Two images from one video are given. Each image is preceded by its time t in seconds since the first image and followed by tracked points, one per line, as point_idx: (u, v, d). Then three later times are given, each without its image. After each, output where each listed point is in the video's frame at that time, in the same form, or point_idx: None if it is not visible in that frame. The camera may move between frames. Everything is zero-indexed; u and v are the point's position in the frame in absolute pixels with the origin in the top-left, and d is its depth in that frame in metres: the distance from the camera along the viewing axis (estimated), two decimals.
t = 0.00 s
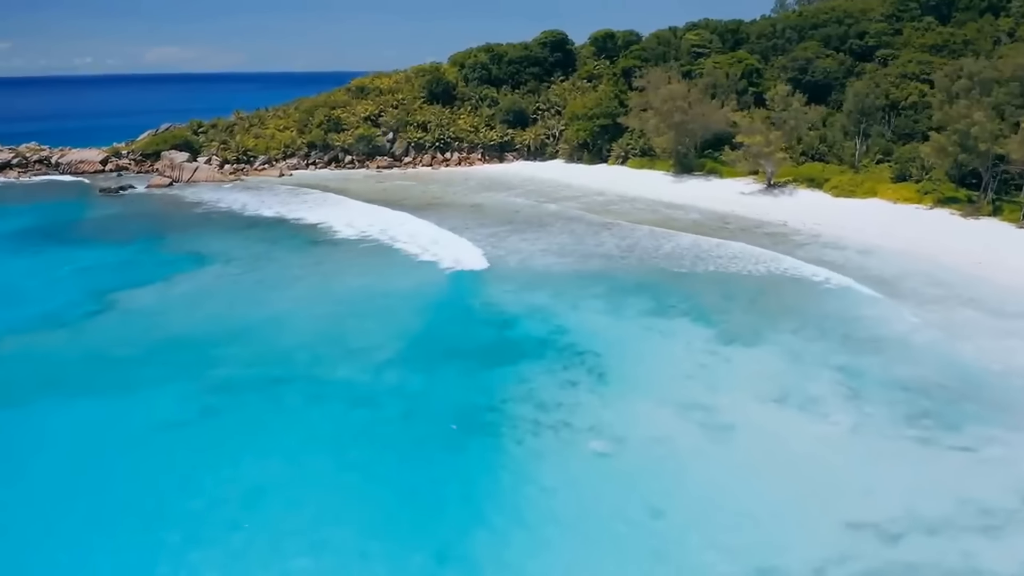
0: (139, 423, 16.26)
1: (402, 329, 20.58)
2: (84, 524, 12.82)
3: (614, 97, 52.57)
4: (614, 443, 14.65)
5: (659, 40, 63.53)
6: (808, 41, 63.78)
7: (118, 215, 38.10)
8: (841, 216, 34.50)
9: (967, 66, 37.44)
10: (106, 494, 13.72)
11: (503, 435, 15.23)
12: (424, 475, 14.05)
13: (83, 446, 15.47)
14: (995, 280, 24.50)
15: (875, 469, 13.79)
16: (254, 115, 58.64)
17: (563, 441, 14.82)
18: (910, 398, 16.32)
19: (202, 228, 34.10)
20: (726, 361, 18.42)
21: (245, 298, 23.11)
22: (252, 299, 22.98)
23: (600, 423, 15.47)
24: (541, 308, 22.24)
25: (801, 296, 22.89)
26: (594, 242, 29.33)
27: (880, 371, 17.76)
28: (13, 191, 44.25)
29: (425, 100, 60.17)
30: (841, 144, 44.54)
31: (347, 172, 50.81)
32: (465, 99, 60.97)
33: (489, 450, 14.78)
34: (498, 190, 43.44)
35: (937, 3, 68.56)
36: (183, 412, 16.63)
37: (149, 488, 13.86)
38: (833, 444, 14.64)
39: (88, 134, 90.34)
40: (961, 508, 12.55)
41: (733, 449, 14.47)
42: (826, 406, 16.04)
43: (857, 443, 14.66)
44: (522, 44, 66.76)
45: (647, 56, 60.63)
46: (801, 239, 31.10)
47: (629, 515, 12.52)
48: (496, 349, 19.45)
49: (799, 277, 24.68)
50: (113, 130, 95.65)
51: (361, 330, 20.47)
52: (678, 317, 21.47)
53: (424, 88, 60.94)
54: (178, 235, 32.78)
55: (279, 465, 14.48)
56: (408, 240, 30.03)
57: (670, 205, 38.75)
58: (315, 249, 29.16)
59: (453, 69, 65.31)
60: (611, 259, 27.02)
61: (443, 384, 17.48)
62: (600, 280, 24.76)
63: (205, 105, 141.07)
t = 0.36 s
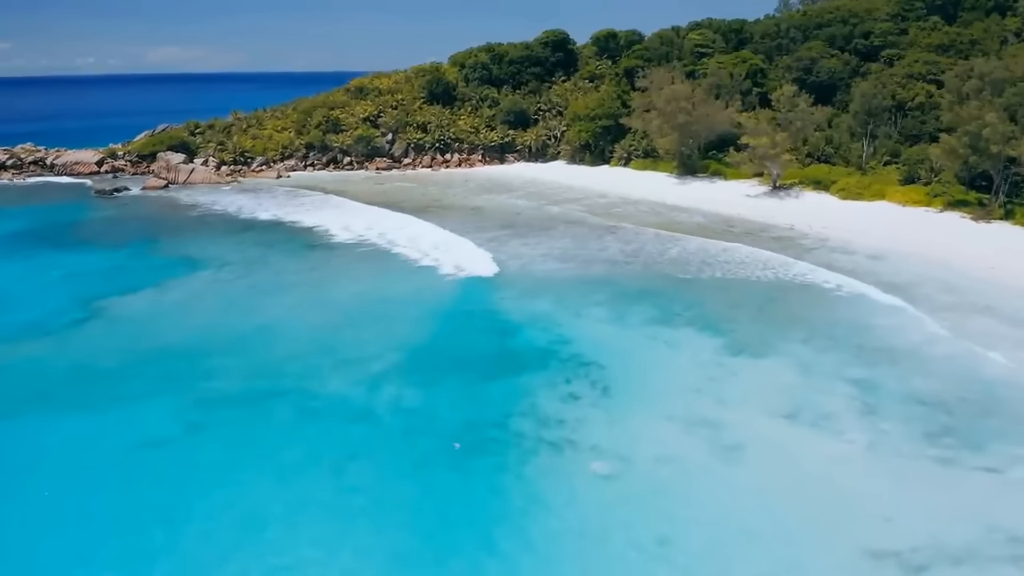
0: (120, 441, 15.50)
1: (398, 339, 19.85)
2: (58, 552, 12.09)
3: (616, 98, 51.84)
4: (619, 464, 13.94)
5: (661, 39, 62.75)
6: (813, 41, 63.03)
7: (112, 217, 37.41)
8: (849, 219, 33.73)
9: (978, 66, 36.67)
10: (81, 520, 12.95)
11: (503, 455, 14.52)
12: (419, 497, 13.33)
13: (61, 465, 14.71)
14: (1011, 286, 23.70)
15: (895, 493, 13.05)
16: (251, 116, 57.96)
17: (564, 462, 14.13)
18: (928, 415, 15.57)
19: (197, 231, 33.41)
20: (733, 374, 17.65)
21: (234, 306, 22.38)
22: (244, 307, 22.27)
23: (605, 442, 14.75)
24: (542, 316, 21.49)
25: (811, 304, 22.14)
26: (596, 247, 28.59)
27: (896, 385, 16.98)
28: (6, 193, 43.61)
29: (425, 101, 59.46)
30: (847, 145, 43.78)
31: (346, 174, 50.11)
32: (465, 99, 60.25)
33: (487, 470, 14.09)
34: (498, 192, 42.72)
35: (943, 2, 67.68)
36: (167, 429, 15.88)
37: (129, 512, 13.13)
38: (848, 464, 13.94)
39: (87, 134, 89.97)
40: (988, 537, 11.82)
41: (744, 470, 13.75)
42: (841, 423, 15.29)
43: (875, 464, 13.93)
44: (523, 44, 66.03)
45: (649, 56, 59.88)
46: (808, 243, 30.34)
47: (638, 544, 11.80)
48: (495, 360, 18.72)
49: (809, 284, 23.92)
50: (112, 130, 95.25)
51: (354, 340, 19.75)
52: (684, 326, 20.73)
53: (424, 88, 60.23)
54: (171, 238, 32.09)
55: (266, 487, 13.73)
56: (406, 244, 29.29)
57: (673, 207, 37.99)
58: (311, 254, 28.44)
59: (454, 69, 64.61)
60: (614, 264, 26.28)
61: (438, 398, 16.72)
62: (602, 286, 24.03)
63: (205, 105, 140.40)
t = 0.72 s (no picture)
0: (104, 457, 14.88)
1: (394, 348, 19.25)
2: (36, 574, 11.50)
3: (619, 98, 51.24)
4: (624, 482, 13.37)
5: (664, 39, 62.14)
6: (817, 41, 62.47)
7: (106, 220, 36.83)
8: (856, 222, 33.07)
9: (987, 66, 36.05)
10: (62, 540, 12.35)
11: (504, 473, 13.93)
12: (416, 516, 12.75)
13: (42, 481, 14.11)
14: None
15: (911, 515, 12.44)
16: (249, 116, 57.41)
17: (567, 480, 13.56)
18: (945, 431, 14.93)
19: (191, 235, 32.81)
20: (741, 386, 17.06)
21: (226, 313, 21.78)
22: (237, 314, 21.70)
23: (608, 459, 14.18)
24: (543, 324, 20.89)
25: (820, 312, 21.49)
26: (599, 252, 27.98)
27: (911, 398, 16.35)
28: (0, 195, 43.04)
29: (425, 101, 58.87)
30: (853, 147, 43.10)
31: (344, 175, 49.49)
32: (465, 100, 59.66)
33: (486, 489, 13.51)
34: (499, 194, 42.15)
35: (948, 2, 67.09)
36: (153, 443, 15.27)
37: (112, 532, 12.55)
38: (863, 483, 13.33)
39: (88, 134, 89.67)
40: (1011, 562, 11.24)
41: (754, 490, 13.15)
42: (854, 439, 14.67)
43: (891, 483, 13.31)
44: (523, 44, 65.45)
45: (651, 57, 59.27)
46: (815, 248, 29.70)
47: (644, 570, 11.23)
48: (495, 371, 18.14)
49: (818, 290, 23.26)
50: (112, 130, 94.91)
51: (349, 349, 19.15)
52: (690, 335, 20.12)
53: (423, 89, 59.65)
54: (165, 242, 31.49)
55: (255, 506, 13.13)
56: (404, 248, 28.66)
57: (676, 210, 37.38)
58: (307, 258, 27.82)
59: (454, 70, 64.11)
60: (617, 269, 25.66)
61: (436, 411, 16.14)
62: (605, 292, 23.41)
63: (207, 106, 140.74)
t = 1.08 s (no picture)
0: (84, 476, 14.17)
1: (391, 359, 18.56)
2: None
3: (621, 99, 50.58)
4: (631, 506, 12.68)
5: (666, 39, 61.48)
6: (821, 41, 61.85)
7: (99, 223, 36.19)
8: (864, 226, 32.39)
9: (998, 66, 35.31)
10: (35, 565, 11.62)
11: (505, 494, 13.23)
12: (410, 540, 12.04)
13: (18, 499, 13.39)
14: None
15: (935, 542, 11.73)
16: (247, 118, 56.80)
17: (571, 503, 12.86)
18: (966, 449, 14.24)
19: (185, 239, 32.15)
20: (751, 400, 16.35)
21: (217, 322, 21.12)
22: (229, 322, 21.04)
23: (614, 480, 13.49)
24: (545, 333, 20.22)
25: (831, 320, 20.83)
26: (602, 257, 27.31)
27: (928, 413, 15.66)
28: None
29: (424, 102, 58.23)
30: (859, 148, 42.47)
31: (342, 177, 48.85)
32: (465, 100, 59.00)
33: (485, 511, 12.82)
34: (499, 197, 41.48)
35: (953, 2, 66.45)
36: (136, 460, 14.58)
37: (89, 557, 11.82)
38: (882, 506, 12.62)
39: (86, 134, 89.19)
40: None
41: (769, 514, 12.45)
42: (872, 458, 13.99)
43: (912, 505, 12.62)
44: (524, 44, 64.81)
45: (654, 57, 58.62)
46: (824, 252, 29.03)
47: None
48: (496, 383, 17.45)
49: (828, 297, 22.59)
50: (110, 131, 94.43)
51: (343, 360, 18.47)
52: (696, 345, 19.44)
53: (423, 89, 58.97)
54: (157, 246, 30.83)
55: (241, 529, 12.43)
56: (401, 253, 27.99)
57: (679, 213, 36.68)
58: (302, 263, 27.14)
59: (454, 70, 63.50)
60: (620, 275, 24.99)
61: (434, 427, 15.45)
62: (609, 299, 22.74)
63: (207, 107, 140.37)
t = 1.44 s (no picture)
0: (65, 495, 13.55)
1: (387, 369, 17.96)
2: None
3: (622, 99, 50.00)
4: (636, 529, 12.08)
5: (667, 39, 60.88)
6: (824, 41, 61.25)
7: (93, 225, 35.64)
8: (871, 229, 31.75)
9: (1008, 66, 34.63)
10: None
11: (505, 514, 12.62)
12: (404, 564, 11.44)
13: None
14: None
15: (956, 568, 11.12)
16: (245, 118, 56.27)
17: (573, 524, 12.26)
18: (985, 467, 13.61)
19: (179, 242, 31.58)
20: (759, 413, 15.75)
21: (208, 329, 20.52)
22: (221, 330, 20.45)
23: (618, 500, 12.90)
24: (546, 340, 19.63)
25: (840, 327, 20.23)
26: (604, 261, 26.70)
27: (943, 427, 15.05)
28: None
29: (424, 102, 57.64)
30: (865, 150, 41.82)
31: (341, 178, 48.28)
32: (465, 101, 58.42)
33: (483, 532, 12.22)
34: (499, 199, 40.89)
35: (958, 2, 65.75)
36: (121, 478, 14.00)
37: None
38: (899, 529, 12.02)
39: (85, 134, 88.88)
40: None
41: (780, 537, 11.86)
42: (886, 476, 13.39)
43: (930, 528, 12.02)
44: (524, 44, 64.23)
45: (656, 57, 58.06)
46: (831, 256, 28.43)
47: None
48: (495, 394, 16.87)
49: (837, 304, 21.98)
50: (109, 131, 94.04)
51: (338, 370, 17.88)
52: (702, 354, 18.83)
53: (423, 89, 58.39)
54: (151, 249, 30.28)
55: (227, 552, 11.83)
56: (399, 257, 27.40)
57: (682, 215, 36.10)
58: (297, 267, 26.56)
59: (454, 70, 62.91)
60: (623, 280, 24.40)
61: (431, 442, 14.87)
62: (611, 305, 22.14)
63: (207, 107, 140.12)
